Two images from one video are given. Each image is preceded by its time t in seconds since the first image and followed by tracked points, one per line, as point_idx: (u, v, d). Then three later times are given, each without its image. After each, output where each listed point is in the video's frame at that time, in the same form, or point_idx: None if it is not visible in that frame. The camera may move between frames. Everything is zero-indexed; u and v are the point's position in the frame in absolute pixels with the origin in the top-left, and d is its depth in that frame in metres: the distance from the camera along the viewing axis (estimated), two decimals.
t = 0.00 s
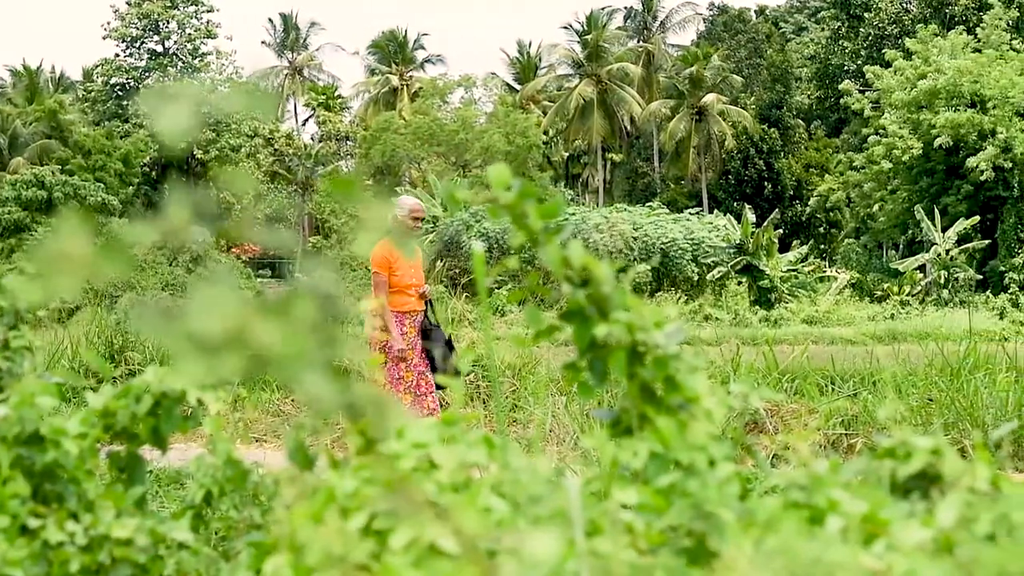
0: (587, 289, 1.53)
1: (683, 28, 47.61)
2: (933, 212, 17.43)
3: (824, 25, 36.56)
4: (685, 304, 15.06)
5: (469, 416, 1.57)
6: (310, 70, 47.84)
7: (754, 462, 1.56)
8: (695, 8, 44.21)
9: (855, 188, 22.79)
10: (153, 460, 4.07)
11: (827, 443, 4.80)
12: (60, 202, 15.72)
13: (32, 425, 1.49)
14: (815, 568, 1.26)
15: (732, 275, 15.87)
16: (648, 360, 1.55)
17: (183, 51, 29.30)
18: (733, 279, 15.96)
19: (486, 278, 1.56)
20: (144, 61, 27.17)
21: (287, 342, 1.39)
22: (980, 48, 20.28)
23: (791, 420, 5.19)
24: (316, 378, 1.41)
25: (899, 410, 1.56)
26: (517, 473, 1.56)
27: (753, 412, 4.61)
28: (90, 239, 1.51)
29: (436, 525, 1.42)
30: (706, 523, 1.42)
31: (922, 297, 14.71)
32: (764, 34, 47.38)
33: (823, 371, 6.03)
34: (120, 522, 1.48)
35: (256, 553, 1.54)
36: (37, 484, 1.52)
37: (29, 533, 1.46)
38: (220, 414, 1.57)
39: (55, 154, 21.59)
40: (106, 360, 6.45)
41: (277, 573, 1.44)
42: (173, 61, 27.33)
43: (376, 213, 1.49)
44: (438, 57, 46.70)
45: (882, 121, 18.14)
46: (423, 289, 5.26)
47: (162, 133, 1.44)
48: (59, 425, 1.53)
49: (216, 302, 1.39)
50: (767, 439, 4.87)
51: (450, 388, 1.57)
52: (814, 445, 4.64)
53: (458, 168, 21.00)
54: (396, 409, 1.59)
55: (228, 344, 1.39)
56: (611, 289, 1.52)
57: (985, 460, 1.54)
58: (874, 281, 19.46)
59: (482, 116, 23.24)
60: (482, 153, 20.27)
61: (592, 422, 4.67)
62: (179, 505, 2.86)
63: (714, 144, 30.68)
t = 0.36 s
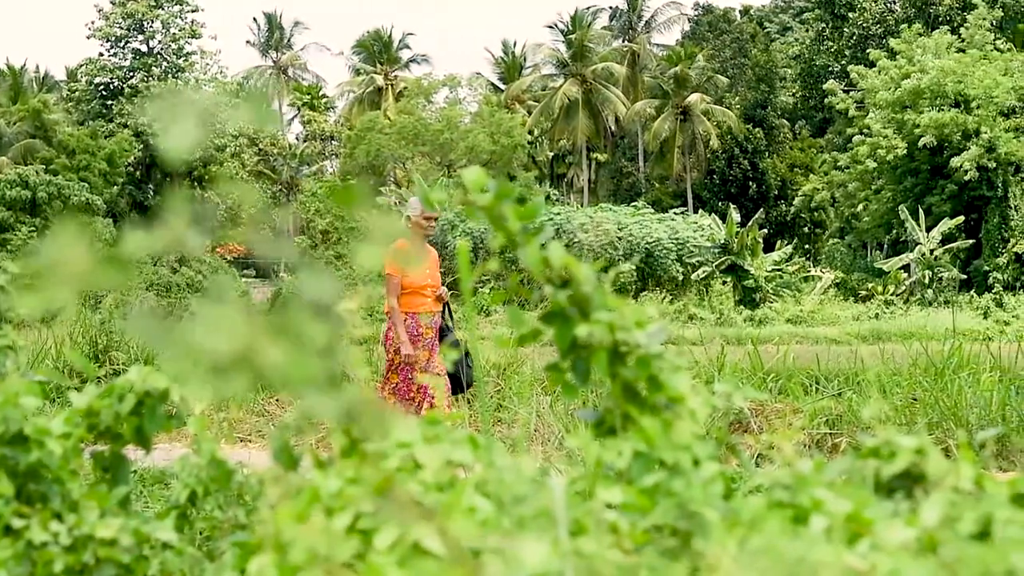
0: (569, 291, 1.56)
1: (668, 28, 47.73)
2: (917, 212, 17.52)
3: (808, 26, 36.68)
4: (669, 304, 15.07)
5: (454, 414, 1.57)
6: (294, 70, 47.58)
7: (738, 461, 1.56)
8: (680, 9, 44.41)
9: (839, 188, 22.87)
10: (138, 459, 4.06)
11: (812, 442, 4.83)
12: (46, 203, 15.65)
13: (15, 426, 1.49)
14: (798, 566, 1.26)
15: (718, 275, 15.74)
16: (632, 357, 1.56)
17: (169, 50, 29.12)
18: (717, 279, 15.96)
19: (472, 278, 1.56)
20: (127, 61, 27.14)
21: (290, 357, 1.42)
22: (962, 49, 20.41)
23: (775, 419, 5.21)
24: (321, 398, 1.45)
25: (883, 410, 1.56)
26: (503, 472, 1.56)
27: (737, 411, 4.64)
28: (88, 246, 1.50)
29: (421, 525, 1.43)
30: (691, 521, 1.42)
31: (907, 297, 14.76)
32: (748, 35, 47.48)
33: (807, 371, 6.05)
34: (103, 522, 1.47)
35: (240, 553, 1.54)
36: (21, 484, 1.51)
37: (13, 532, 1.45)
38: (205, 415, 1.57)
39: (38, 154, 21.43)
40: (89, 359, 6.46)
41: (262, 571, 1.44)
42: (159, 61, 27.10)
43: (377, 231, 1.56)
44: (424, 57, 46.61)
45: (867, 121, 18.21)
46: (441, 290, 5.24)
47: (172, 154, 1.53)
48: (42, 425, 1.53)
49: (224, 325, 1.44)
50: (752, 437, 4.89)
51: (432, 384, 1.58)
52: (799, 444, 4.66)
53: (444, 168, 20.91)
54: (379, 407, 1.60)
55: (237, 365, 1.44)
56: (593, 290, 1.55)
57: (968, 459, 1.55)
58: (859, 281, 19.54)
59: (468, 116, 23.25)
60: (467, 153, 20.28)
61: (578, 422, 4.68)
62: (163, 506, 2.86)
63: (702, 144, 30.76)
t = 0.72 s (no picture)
0: (553, 290, 1.57)
1: (652, 28, 47.77)
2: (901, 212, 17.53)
3: (793, 26, 36.81)
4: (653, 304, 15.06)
5: (436, 414, 1.58)
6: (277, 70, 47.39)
7: (721, 461, 1.56)
8: (662, 9, 44.43)
9: (823, 188, 22.90)
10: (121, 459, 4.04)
11: (796, 441, 4.84)
12: (30, 202, 15.56)
13: None
14: (781, 566, 1.25)
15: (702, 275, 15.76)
16: (614, 358, 1.57)
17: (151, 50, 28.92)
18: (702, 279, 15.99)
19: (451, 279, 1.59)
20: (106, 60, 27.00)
21: (266, 408, 1.42)
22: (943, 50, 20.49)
23: (759, 419, 5.21)
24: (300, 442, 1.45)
25: (866, 409, 1.56)
26: (486, 472, 1.56)
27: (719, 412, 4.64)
28: (71, 267, 1.51)
29: (404, 526, 1.44)
30: (674, 521, 1.42)
31: (892, 297, 14.79)
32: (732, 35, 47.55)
33: (790, 370, 6.06)
34: (87, 521, 1.47)
35: (224, 553, 1.54)
36: (3, 485, 1.50)
37: None
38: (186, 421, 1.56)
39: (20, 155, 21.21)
40: (72, 359, 6.74)
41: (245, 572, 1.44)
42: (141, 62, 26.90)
43: (364, 262, 1.50)
44: (408, 57, 46.50)
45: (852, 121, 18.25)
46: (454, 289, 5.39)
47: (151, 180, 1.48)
48: (25, 424, 1.52)
49: (203, 362, 1.43)
50: (735, 438, 4.90)
51: (414, 386, 1.58)
52: (782, 444, 4.67)
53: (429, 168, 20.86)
54: (363, 410, 1.61)
55: (212, 410, 1.43)
56: (576, 288, 1.56)
57: (950, 459, 1.55)
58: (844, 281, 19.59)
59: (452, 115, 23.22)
60: (451, 153, 20.22)
61: (562, 422, 4.69)
62: (145, 506, 2.85)
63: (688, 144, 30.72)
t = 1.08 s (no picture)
0: (538, 289, 1.56)
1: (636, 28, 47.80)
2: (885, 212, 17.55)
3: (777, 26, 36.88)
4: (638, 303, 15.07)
5: (420, 414, 1.58)
6: (259, 69, 47.14)
7: (706, 461, 1.56)
8: (647, 8, 44.44)
9: (806, 188, 22.92)
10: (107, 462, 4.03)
11: (780, 441, 4.85)
12: (11, 203, 15.34)
13: None
14: (766, 564, 1.24)
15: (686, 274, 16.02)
16: (600, 358, 1.57)
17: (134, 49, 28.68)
18: (686, 278, 16.04)
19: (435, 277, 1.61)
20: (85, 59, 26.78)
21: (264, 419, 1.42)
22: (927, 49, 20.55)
23: (743, 419, 5.22)
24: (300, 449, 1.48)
25: (850, 410, 1.56)
26: (470, 472, 1.56)
27: (703, 412, 4.65)
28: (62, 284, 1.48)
29: (390, 528, 1.44)
30: (659, 520, 1.42)
31: (876, 296, 14.83)
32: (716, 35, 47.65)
33: (774, 371, 6.06)
34: (69, 521, 1.46)
35: (207, 553, 1.53)
36: None
37: None
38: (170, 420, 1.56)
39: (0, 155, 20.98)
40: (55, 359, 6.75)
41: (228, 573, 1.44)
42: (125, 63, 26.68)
43: (358, 267, 1.53)
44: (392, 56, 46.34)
45: (837, 121, 18.27)
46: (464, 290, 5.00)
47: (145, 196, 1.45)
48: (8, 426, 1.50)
49: (200, 376, 1.42)
50: (720, 438, 4.91)
51: (398, 387, 1.58)
52: (766, 444, 4.68)
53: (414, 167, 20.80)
54: (349, 412, 1.60)
55: (210, 421, 1.43)
56: (562, 288, 1.55)
57: (934, 458, 1.55)
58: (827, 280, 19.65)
59: (436, 115, 23.12)
60: (435, 154, 20.15)
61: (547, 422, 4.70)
62: (126, 507, 2.84)
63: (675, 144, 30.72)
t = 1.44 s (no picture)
0: (522, 289, 1.56)
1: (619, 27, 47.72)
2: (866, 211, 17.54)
3: (759, 25, 36.86)
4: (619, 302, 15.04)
5: (402, 414, 1.57)
6: (239, 66, 46.88)
7: (687, 461, 1.56)
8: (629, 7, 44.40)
9: (788, 187, 22.91)
10: (86, 465, 4.07)
11: (762, 441, 4.87)
12: None
13: None
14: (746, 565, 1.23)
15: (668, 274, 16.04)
16: (582, 358, 1.57)
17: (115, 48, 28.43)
18: (668, 278, 16.08)
19: (417, 277, 1.59)
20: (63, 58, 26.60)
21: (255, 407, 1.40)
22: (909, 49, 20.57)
23: (724, 419, 5.22)
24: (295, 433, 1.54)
25: (830, 409, 1.57)
26: (453, 470, 1.55)
27: (685, 412, 4.64)
28: (48, 278, 1.47)
29: (374, 528, 1.43)
30: (640, 521, 1.41)
31: (857, 296, 14.88)
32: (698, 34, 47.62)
33: (756, 370, 6.07)
34: (51, 522, 1.46)
35: (189, 553, 1.53)
36: None
37: None
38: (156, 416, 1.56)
39: None
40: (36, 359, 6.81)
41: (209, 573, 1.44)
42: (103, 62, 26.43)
43: (345, 255, 1.58)
44: (375, 56, 46.24)
45: (818, 121, 18.29)
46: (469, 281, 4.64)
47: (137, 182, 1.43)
48: None
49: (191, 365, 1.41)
50: (702, 437, 4.90)
51: (380, 387, 1.58)
52: (748, 443, 4.67)
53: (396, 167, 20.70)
54: (331, 411, 1.59)
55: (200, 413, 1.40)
56: (545, 287, 1.55)
57: (915, 457, 1.55)
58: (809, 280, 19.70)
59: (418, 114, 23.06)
60: (417, 153, 20.06)
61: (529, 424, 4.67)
62: (107, 508, 2.84)
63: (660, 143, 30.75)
